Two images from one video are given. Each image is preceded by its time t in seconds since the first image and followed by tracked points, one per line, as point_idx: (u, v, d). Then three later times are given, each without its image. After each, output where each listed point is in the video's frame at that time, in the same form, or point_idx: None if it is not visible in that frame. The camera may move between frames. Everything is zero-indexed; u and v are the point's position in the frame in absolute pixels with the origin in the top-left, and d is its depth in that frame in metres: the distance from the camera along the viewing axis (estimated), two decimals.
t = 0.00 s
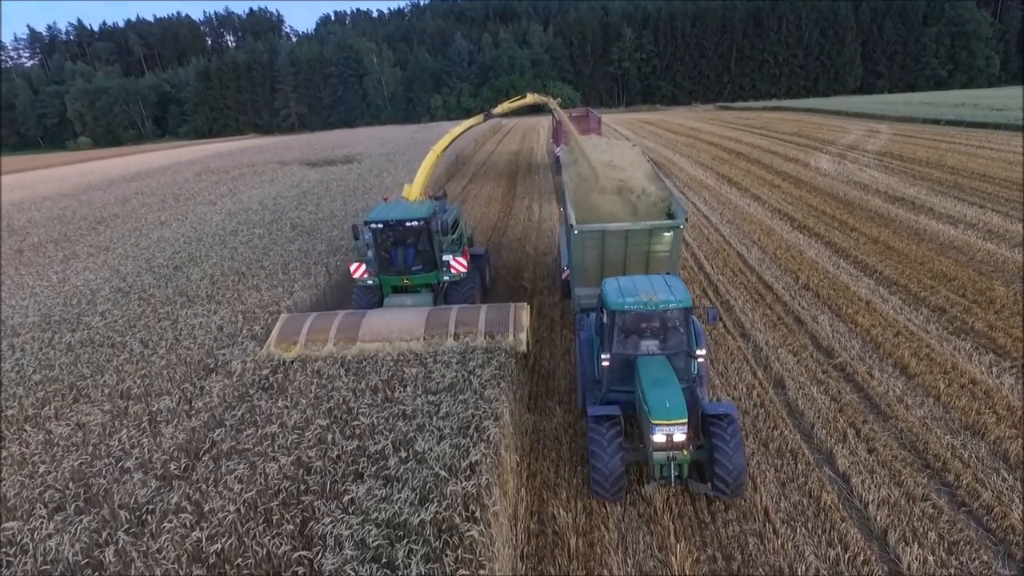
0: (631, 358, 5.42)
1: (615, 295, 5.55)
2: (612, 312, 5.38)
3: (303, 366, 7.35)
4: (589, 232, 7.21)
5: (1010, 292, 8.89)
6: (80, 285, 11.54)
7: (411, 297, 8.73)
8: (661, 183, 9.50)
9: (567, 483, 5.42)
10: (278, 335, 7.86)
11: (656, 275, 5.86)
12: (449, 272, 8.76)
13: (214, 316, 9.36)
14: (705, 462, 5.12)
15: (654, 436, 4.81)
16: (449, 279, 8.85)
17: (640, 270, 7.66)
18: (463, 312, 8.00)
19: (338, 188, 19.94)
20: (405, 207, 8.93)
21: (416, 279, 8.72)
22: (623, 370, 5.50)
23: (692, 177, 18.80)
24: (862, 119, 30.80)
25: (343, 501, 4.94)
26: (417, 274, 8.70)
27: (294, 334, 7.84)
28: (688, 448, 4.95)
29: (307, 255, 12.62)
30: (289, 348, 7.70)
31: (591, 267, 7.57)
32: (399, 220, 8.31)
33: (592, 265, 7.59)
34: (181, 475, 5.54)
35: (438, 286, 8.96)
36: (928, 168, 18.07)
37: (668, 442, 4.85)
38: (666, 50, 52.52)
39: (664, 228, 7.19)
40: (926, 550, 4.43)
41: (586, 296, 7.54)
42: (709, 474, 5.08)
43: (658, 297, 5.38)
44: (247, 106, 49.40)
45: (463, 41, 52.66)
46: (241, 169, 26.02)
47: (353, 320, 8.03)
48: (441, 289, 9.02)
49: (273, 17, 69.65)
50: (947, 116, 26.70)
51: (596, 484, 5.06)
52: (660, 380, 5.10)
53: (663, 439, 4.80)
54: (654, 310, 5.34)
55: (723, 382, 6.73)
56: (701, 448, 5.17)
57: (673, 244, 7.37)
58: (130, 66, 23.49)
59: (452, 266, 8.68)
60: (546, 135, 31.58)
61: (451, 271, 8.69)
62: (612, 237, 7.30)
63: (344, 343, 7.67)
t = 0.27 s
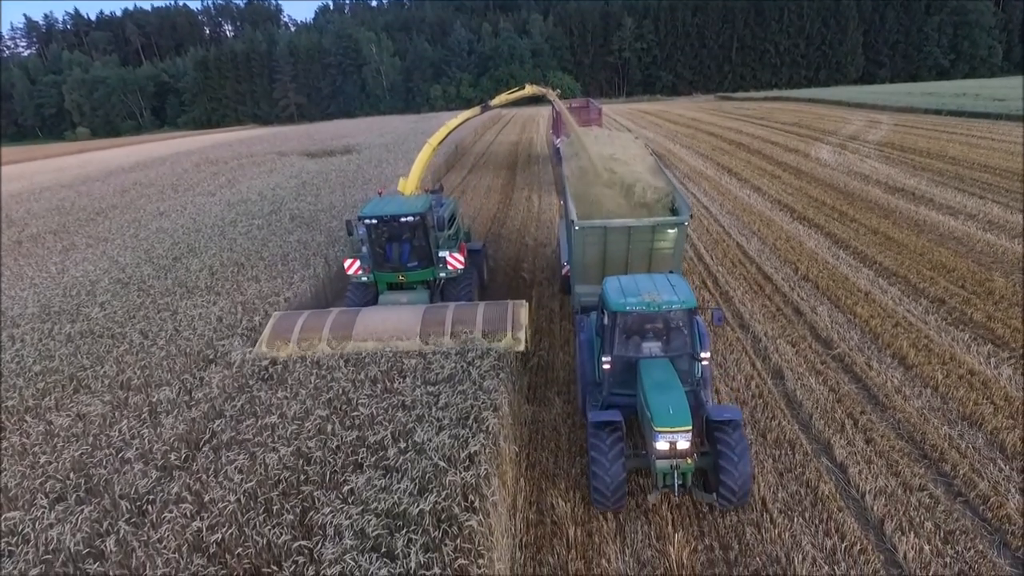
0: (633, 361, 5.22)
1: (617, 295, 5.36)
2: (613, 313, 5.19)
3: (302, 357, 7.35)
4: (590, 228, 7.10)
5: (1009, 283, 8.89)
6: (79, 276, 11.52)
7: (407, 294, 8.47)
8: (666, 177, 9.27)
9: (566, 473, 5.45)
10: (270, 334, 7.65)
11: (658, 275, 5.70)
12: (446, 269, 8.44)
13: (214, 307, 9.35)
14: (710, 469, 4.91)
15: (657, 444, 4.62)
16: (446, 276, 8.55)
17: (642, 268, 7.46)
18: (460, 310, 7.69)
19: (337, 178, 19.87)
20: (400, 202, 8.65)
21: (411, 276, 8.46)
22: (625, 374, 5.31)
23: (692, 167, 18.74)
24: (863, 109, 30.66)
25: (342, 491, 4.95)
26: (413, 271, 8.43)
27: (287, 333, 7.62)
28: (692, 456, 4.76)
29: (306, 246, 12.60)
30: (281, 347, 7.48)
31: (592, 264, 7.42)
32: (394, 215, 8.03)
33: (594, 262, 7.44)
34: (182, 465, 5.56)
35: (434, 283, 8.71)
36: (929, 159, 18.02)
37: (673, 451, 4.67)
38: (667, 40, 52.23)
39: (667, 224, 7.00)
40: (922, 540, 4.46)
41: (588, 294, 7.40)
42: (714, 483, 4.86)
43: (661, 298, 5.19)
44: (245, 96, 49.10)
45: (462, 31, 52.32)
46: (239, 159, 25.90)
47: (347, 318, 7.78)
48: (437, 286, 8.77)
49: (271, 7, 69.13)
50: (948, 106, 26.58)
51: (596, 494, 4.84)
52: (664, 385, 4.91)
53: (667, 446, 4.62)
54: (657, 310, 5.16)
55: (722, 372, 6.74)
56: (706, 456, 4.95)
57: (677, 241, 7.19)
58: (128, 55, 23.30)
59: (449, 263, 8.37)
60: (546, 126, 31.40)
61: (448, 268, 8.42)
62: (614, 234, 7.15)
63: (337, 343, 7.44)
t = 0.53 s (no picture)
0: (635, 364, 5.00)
1: (619, 295, 5.12)
2: (615, 313, 4.95)
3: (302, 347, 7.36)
4: (591, 224, 6.66)
5: (1008, 273, 8.88)
6: (79, 266, 11.51)
7: (403, 292, 8.16)
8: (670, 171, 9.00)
9: (565, 463, 5.47)
10: (260, 334, 7.36)
11: (662, 274, 5.45)
12: (442, 266, 8.16)
13: (213, 297, 9.35)
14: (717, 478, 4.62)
15: (660, 453, 4.37)
16: (442, 273, 8.29)
17: (646, 264, 7.09)
18: (458, 308, 7.49)
19: (336, 168, 19.79)
20: (395, 197, 8.38)
21: (407, 273, 8.14)
22: (627, 377, 5.07)
23: (692, 157, 18.67)
24: (864, 99, 30.49)
25: (342, 481, 4.98)
26: (408, 267, 8.11)
27: (277, 332, 7.34)
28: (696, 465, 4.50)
29: (305, 236, 12.57)
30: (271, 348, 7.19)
31: (593, 261, 7.05)
32: (388, 209, 7.74)
33: (595, 259, 7.07)
34: (182, 455, 5.58)
35: (431, 280, 8.44)
36: (930, 148, 17.95)
37: (678, 460, 4.41)
38: (667, 28, 51.88)
39: (673, 219, 6.55)
40: (918, 528, 4.48)
41: (587, 292, 7.06)
42: (720, 493, 4.61)
43: (665, 298, 4.95)
44: (244, 86, 48.81)
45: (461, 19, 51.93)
46: (238, 149, 25.78)
47: (340, 316, 7.53)
48: (434, 283, 8.48)
49: None
50: (950, 95, 26.45)
51: (596, 504, 4.63)
52: (667, 389, 4.67)
53: (670, 456, 4.37)
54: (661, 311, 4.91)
55: (721, 362, 6.75)
56: (710, 465, 4.69)
57: (683, 236, 6.74)
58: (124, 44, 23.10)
59: (445, 259, 8.09)
60: (546, 115, 31.25)
61: (444, 264, 8.13)
62: (616, 230, 6.74)
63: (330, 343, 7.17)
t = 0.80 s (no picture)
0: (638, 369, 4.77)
1: (622, 296, 4.88)
2: (617, 316, 4.72)
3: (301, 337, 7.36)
4: (592, 221, 6.32)
5: (1008, 263, 8.87)
6: (77, 256, 11.48)
7: (398, 288, 8.09)
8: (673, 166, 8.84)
9: (563, 452, 5.49)
10: (251, 334, 7.17)
11: (667, 274, 5.21)
12: (438, 262, 8.08)
13: (212, 287, 9.34)
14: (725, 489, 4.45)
15: (664, 464, 4.14)
16: (438, 268, 8.20)
17: (647, 263, 6.77)
18: (454, 306, 7.36)
19: (335, 158, 19.69)
20: (390, 190, 8.23)
21: (402, 269, 8.04)
22: (629, 382, 4.85)
23: (692, 146, 18.59)
24: (866, 88, 30.32)
25: (342, 470, 5.00)
26: (404, 263, 8.01)
27: (270, 331, 7.17)
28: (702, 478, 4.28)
29: (304, 226, 12.54)
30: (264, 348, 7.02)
31: (592, 259, 6.72)
32: (383, 205, 7.60)
33: (594, 256, 6.72)
34: (182, 444, 5.60)
35: (427, 276, 8.37)
36: (931, 138, 17.87)
37: (682, 472, 4.18)
38: (668, 17, 51.50)
39: (676, 216, 6.25)
40: (915, 517, 4.50)
41: (587, 291, 6.74)
42: (727, 505, 4.45)
43: (670, 300, 4.70)
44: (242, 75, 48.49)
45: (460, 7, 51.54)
46: (236, 139, 25.66)
47: (334, 315, 7.37)
48: (430, 279, 8.41)
49: None
50: (952, 84, 26.30)
51: (597, 516, 4.44)
52: (672, 396, 4.45)
53: (675, 467, 4.14)
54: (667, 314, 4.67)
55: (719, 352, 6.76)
56: (717, 475, 4.54)
57: (687, 233, 6.43)
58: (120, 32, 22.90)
59: (442, 255, 8.01)
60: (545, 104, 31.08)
61: (441, 260, 8.05)
62: (618, 226, 6.41)
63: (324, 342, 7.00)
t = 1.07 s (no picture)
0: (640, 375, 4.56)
1: (624, 299, 4.66)
2: (619, 320, 4.52)
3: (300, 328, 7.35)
4: (592, 217, 6.24)
5: (1008, 254, 8.86)
6: (76, 247, 11.45)
7: (394, 287, 7.81)
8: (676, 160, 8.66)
9: (562, 442, 5.51)
10: (242, 334, 6.96)
11: (670, 275, 4.99)
12: (435, 259, 7.83)
13: (211, 278, 9.32)
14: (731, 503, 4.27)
15: (669, 477, 3.98)
16: (435, 266, 7.94)
17: (649, 262, 6.62)
18: (452, 305, 7.13)
19: (334, 148, 19.60)
20: (384, 186, 8.03)
21: (398, 267, 7.79)
22: (632, 388, 4.64)
23: (692, 137, 18.50)
24: (867, 77, 30.16)
25: (341, 460, 5.01)
26: (400, 260, 7.77)
27: (262, 332, 6.93)
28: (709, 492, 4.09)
29: (304, 216, 12.50)
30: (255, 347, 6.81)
31: (592, 257, 6.56)
32: (377, 200, 7.39)
33: (595, 255, 6.57)
34: (181, 435, 5.61)
35: (423, 273, 8.10)
36: (933, 128, 17.79)
37: (689, 485, 4.00)
38: (669, 6, 51.15)
39: (678, 212, 6.16)
40: (912, 507, 4.51)
41: (587, 289, 6.55)
42: (734, 518, 4.26)
43: (674, 303, 4.49)
44: (240, 65, 48.18)
45: None
46: (235, 129, 25.53)
47: (328, 315, 7.14)
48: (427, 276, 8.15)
49: None
50: (953, 74, 26.18)
51: (600, 532, 4.26)
52: (676, 405, 4.25)
53: (680, 480, 3.98)
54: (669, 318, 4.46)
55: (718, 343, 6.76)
56: (724, 487, 4.34)
57: (689, 231, 6.35)
58: (117, 21, 22.69)
59: (438, 252, 7.75)
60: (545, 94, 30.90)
61: (437, 256, 7.79)
62: (618, 223, 6.31)
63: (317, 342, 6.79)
